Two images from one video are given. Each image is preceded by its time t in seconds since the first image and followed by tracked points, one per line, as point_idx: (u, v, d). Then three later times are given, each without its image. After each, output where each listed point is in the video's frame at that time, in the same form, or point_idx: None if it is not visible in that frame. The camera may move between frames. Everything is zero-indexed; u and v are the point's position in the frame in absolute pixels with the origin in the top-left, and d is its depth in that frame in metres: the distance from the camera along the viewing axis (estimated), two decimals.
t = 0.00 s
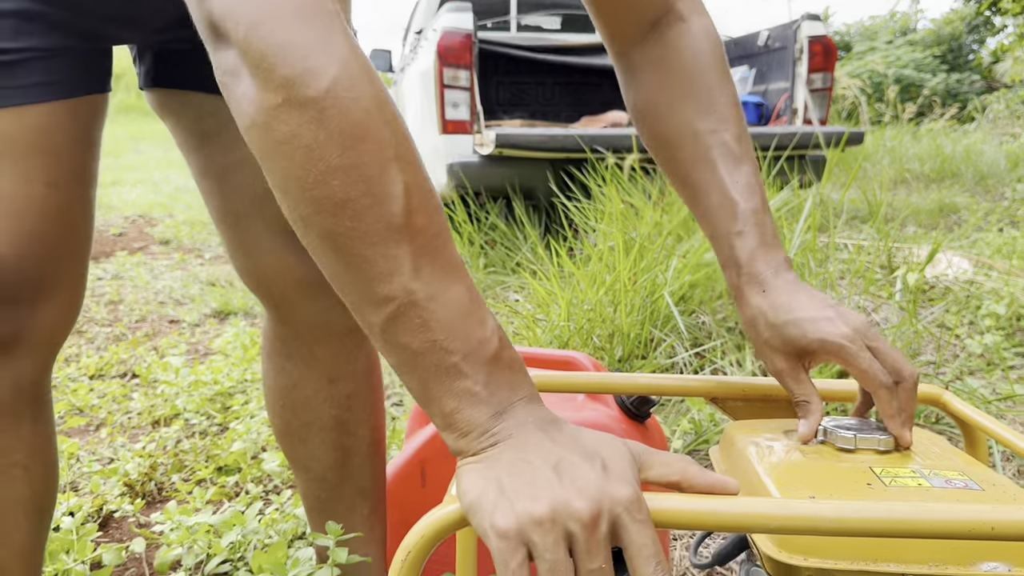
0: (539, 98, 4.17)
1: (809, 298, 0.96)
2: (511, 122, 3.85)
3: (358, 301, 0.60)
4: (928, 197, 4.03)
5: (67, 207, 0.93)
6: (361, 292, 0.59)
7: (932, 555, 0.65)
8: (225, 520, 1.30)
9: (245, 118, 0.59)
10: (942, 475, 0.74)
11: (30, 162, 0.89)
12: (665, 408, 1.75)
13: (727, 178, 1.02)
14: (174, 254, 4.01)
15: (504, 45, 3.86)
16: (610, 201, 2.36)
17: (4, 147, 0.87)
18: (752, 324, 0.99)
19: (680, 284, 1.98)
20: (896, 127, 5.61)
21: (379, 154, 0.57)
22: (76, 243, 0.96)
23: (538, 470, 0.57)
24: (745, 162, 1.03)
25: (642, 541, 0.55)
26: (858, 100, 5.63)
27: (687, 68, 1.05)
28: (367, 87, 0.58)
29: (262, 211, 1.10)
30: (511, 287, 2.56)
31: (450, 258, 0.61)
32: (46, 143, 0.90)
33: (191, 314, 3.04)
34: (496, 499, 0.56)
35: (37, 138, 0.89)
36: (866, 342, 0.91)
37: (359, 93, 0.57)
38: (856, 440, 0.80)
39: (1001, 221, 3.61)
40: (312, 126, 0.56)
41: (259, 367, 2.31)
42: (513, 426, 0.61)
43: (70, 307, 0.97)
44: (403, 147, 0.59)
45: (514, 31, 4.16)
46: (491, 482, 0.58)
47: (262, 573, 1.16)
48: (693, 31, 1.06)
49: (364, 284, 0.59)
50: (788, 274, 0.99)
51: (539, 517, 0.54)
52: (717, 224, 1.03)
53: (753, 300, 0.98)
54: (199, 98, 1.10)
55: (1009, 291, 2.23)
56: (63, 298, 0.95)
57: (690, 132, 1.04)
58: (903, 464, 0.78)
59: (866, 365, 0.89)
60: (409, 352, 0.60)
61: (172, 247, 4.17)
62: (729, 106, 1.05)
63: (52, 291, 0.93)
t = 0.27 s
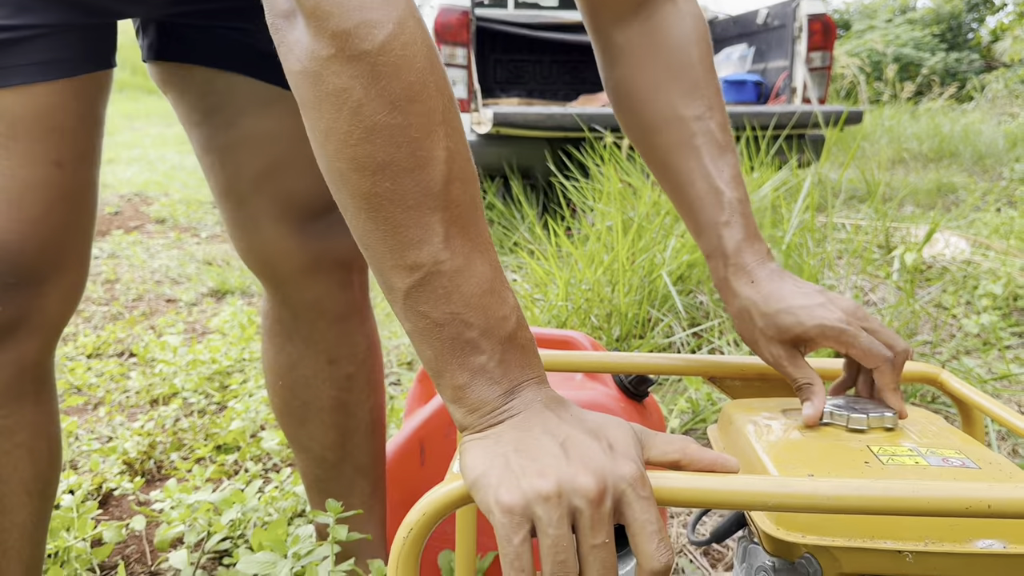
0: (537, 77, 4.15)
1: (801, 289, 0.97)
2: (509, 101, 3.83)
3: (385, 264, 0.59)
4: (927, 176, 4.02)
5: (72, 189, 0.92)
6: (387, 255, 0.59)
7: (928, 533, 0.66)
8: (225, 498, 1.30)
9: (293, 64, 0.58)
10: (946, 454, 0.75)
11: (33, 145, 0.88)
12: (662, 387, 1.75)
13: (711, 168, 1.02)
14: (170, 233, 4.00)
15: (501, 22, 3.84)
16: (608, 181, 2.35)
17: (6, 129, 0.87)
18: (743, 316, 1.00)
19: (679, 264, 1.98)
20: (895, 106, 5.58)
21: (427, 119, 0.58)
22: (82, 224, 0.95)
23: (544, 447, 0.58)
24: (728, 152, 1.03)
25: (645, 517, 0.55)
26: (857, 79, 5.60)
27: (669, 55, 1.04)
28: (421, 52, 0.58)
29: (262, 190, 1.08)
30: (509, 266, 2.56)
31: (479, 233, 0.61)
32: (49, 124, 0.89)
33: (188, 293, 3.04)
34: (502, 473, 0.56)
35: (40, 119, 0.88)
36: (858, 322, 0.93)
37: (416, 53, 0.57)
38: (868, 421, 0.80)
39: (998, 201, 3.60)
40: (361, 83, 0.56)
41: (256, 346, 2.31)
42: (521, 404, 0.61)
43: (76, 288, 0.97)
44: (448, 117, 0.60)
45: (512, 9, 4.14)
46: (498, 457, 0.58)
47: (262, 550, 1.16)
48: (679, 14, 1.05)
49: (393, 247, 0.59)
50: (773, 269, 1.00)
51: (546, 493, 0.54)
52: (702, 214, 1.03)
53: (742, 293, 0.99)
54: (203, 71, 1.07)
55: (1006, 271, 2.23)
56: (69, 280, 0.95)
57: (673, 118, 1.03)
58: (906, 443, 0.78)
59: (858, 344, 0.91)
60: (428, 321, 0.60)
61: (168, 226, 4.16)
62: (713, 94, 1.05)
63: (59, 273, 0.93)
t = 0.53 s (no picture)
0: (534, 60, 4.13)
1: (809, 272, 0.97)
2: (506, 84, 3.82)
3: (390, 246, 0.59)
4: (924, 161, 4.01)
5: (70, 178, 0.91)
6: (393, 237, 0.59)
7: (923, 519, 0.66)
8: (222, 483, 1.31)
9: (308, 37, 0.58)
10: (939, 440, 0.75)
11: (32, 133, 0.87)
12: (658, 372, 1.76)
13: (722, 136, 1.02)
14: (166, 217, 3.99)
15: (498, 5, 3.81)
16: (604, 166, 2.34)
17: (5, 117, 0.86)
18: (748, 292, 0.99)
19: (675, 250, 1.97)
20: (893, 90, 5.56)
21: (441, 100, 0.57)
22: (80, 212, 0.95)
23: (541, 438, 0.57)
24: (739, 120, 1.03)
25: (641, 507, 0.55)
26: (855, 62, 5.57)
27: (686, 19, 1.03)
28: (438, 31, 0.57)
29: (233, 181, 1.08)
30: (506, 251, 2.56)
31: (486, 219, 0.61)
32: (47, 113, 0.88)
33: (184, 278, 3.03)
34: (498, 463, 0.56)
35: (38, 108, 0.88)
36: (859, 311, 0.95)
37: (433, 32, 0.57)
38: (863, 408, 0.81)
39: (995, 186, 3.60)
40: (376, 62, 0.56)
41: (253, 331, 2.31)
42: (520, 393, 0.61)
43: (74, 276, 0.96)
44: (463, 100, 0.59)
45: None
46: (494, 447, 0.58)
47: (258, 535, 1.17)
48: None
49: (399, 230, 0.58)
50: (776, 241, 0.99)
51: (541, 484, 0.54)
52: (708, 184, 1.03)
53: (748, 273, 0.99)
54: (184, 56, 1.06)
55: (1003, 257, 2.23)
56: (68, 269, 0.94)
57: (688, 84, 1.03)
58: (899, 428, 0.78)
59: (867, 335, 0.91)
60: (430, 306, 0.59)
61: (164, 210, 4.14)
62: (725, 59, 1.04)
63: (57, 263, 0.92)
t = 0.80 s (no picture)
0: (530, 49, 4.11)
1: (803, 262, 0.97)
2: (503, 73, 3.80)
3: (387, 236, 0.59)
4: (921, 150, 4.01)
5: (71, 167, 0.91)
6: (390, 227, 0.59)
7: (921, 506, 0.66)
8: (220, 472, 1.31)
9: (300, 25, 0.57)
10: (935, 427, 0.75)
11: (33, 123, 0.86)
12: (656, 361, 1.76)
13: (730, 137, 1.01)
14: (162, 207, 3.98)
15: None
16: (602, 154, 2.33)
17: (6, 107, 0.85)
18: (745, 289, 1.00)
19: (673, 239, 1.97)
20: (890, 79, 5.55)
21: (436, 89, 0.57)
22: (81, 203, 0.94)
23: (542, 427, 0.57)
24: (748, 121, 1.02)
25: (640, 496, 0.56)
26: (853, 51, 5.55)
27: (698, 17, 1.02)
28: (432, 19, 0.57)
29: (239, 170, 1.06)
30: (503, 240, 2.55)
31: (483, 208, 0.61)
32: (48, 102, 0.87)
33: (180, 268, 3.02)
34: (498, 452, 0.56)
35: (39, 97, 0.87)
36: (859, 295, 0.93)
37: (427, 19, 0.57)
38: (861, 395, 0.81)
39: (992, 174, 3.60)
40: (369, 52, 0.55)
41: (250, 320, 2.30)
42: (520, 381, 0.61)
43: (75, 266, 0.96)
44: (458, 88, 0.59)
45: None
46: (494, 436, 0.58)
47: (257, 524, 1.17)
48: None
49: (395, 221, 0.58)
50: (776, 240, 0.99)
51: (541, 474, 0.54)
52: (714, 183, 1.02)
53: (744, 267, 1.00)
54: (188, 45, 1.05)
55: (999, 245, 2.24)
56: (69, 259, 0.94)
57: (699, 84, 1.02)
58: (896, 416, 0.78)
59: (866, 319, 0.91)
60: (428, 297, 0.59)
61: (159, 200, 4.13)
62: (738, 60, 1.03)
63: (58, 253, 0.92)
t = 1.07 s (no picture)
0: (527, 40, 4.10)
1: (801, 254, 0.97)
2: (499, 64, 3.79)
3: (386, 224, 0.59)
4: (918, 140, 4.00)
5: (69, 159, 0.91)
6: (390, 215, 0.58)
7: (918, 497, 0.66)
8: (216, 464, 1.31)
9: (300, 6, 0.56)
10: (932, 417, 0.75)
11: (30, 116, 0.86)
12: (652, 352, 1.76)
13: (723, 132, 1.01)
14: (158, 199, 3.96)
15: None
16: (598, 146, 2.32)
17: (3, 100, 0.85)
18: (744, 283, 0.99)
19: (670, 230, 1.97)
20: (887, 70, 5.53)
21: (438, 73, 0.56)
22: (79, 194, 0.94)
23: (539, 422, 0.57)
24: (741, 115, 1.02)
25: (638, 493, 0.56)
26: (850, 41, 5.53)
27: (689, 10, 1.01)
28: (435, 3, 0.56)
29: (233, 163, 1.06)
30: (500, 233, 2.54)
31: (483, 196, 0.60)
32: (45, 94, 0.87)
33: (176, 260, 3.01)
34: (495, 447, 0.56)
35: (37, 89, 0.86)
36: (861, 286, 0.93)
37: (431, 3, 0.56)
38: (857, 386, 0.81)
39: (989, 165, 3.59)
40: (371, 35, 0.54)
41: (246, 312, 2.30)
42: (517, 373, 0.61)
43: (73, 257, 0.95)
44: (460, 74, 0.58)
45: None
46: (491, 430, 0.58)
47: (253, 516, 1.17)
48: None
49: (395, 208, 0.58)
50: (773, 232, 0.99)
51: (539, 472, 0.54)
52: (707, 177, 1.02)
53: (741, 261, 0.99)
54: (183, 35, 1.04)
55: (996, 236, 2.24)
56: (68, 251, 0.94)
57: (693, 77, 1.02)
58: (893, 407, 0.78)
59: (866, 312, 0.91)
60: (427, 285, 0.59)
61: (155, 192, 4.11)
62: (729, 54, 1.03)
63: (56, 246, 0.91)
